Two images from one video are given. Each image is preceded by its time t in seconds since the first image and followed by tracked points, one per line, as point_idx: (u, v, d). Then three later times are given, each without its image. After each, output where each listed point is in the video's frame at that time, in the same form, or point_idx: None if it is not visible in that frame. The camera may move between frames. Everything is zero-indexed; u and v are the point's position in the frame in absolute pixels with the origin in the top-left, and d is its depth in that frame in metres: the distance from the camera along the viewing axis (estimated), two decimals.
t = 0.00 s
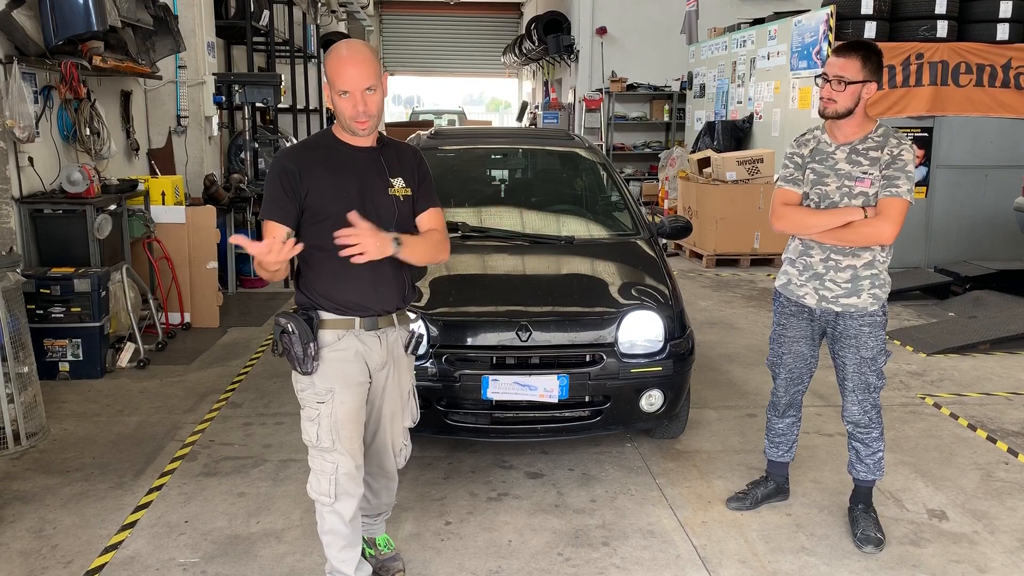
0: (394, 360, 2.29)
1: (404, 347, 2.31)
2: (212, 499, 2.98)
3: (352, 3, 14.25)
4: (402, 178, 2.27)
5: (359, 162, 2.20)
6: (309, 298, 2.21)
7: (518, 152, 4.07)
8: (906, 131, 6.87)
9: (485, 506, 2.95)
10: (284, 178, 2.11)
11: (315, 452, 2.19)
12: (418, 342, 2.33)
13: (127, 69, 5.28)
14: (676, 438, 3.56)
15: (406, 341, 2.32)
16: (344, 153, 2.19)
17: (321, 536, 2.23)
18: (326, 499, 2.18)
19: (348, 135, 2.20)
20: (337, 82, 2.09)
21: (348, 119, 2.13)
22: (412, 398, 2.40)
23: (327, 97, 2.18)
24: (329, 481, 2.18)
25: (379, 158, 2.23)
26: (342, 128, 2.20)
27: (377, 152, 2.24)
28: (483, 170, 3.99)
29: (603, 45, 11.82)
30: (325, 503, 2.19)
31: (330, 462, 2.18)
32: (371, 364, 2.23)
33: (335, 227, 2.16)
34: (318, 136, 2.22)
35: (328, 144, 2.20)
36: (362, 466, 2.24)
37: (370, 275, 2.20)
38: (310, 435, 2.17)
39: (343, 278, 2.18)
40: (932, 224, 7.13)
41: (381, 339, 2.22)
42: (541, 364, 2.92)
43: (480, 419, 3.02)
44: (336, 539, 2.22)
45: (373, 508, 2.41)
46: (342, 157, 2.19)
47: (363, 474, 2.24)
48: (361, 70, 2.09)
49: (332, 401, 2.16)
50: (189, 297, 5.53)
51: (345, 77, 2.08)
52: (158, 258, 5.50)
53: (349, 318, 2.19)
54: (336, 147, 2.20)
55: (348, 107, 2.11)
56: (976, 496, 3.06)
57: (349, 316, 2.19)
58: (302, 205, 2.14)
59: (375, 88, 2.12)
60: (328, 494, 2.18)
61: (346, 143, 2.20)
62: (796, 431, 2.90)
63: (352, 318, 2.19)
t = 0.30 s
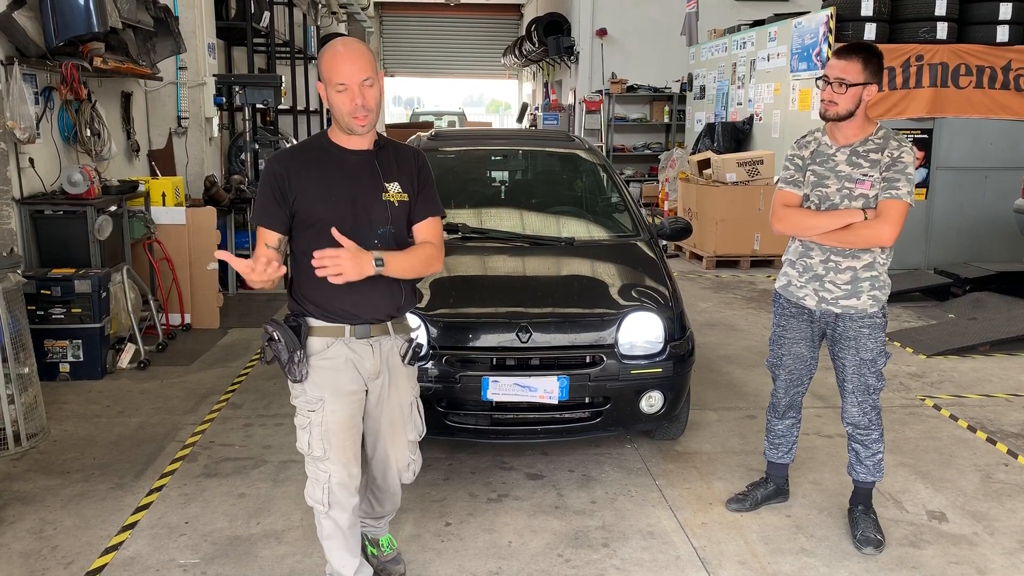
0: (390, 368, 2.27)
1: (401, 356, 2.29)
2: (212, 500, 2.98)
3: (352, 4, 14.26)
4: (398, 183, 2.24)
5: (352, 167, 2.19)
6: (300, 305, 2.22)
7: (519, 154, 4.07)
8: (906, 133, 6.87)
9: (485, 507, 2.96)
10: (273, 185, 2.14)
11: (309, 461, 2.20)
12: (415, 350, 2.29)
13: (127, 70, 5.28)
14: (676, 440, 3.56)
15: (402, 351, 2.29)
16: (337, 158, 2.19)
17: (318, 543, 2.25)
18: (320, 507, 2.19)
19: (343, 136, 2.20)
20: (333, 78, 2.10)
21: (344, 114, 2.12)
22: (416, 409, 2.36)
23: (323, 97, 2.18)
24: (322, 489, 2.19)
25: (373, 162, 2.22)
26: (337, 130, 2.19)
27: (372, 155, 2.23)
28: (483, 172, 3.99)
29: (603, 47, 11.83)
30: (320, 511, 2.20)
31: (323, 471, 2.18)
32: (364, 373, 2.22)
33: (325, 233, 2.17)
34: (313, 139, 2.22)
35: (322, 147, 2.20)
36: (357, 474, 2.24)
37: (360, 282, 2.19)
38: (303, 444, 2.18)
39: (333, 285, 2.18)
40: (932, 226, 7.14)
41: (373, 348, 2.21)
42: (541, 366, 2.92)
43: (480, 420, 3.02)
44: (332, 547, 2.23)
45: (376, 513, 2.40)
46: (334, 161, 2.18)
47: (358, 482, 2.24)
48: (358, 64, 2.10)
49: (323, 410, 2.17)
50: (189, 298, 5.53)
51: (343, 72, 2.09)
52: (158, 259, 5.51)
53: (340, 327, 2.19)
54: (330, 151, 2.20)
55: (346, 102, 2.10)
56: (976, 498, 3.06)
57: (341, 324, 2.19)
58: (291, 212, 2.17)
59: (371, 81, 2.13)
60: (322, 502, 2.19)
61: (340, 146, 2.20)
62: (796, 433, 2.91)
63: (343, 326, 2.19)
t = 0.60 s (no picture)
0: (390, 370, 2.26)
1: (401, 356, 2.27)
2: (213, 502, 2.98)
3: (352, 6, 14.28)
4: (395, 181, 2.26)
5: (350, 164, 2.20)
6: (296, 308, 2.20)
7: (518, 155, 4.07)
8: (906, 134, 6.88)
9: (485, 509, 2.96)
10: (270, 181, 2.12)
11: (309, 464, 2.20)
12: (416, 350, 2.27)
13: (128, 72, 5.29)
14: (676, 441, 3.56)
15: (402, 351, 2.27)
16: (335, 155, 2.20)
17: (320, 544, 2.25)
18: (321, 510, 2.19)
19: (339, 132, 2.20)
20: (327, 66, 2.13)
21: (336, 101, 2.13)
22: (422, 414, 2.34)
23: (319, 92, 2.20)
24: (322, 492, 2.19)
25: (371, 160, 2.23)
26: (334, 126, 2.20)
27: (369, 153, 2.24)
28: (483, 173, 4.00)
29: (603, 48, 11.84)
30: (321, 514, 2.21)
31: (323, 474, 2.19)
32: (364, 374, 2.22)
33: (324, 230, 2.16)
34: (310, 137, 2.23)
35: (320, 145, 2.21)
36: (358, 476, 2.24)
37: (359, 279, 2.18)
38: (303, 447, 2.18)
39: (333, 283, 2.17)
40: (932, 227, 7.15)
41: (372, 349, 2.21)
42: (541, 367, 2.92)
43: (480, 422, 3.02)
44: (333, 548, 2.24)
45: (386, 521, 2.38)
46: (332, 159, 2.19)
47: (358, 484, 2.24)
48: (352, 54, 2.13)
49: (322, 413, 2.17)
50: (189, 300, 5.53)
51: (337, 61, 2.12)
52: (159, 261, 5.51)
53: (339, 328, 2.19)
54: (327, 148, 2.20)
55: (339, 89, 2.12)
56: (975, 499, 3.07)
57: (338, 326, 2.19)
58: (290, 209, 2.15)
59: (366, 70, 2.14)
60: (322, 504, 2.19)
61: (338, 143, 2.21)
62: (795, 434, 2.91)
63: (342, 327, 2.19)
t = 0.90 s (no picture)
0: (393, 367, 2.27)
1: (404, 353, 2.28)
2: (212, 504, 2.98)
3: (352, 8, 14.29)
4: (396, 178, 2.29)
5: (351, 160, 2.22)
6: (300, 307, 2.20)
7: (518, 157, 4.08)
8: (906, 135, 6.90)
9: (484, 510, 2.96)
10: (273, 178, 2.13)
11: (312, 463, 2.20)
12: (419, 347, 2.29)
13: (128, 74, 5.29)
14: (676, 442, 3.56)
15: (406, 347, 2.29)
16: (336, 152, 2.22)
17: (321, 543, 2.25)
18: (324, 509, 2.20)
19: (340, 130, 2.22)
20: (326, 66, 2.13)
21: (336, 100, 2.14)
22: (426, 407, 2.37)
23: (319, 91, 2.21)
24: (325, 491, 2.19)
25: (371, 157, 2.26)
26: (334, 125, 2.22)
27: (370, 151, 2.27)
28: (483, 175, 4.00)
29: (603, 50, 11.85)
30: (323, 513, 2.21)
31: (326, 473, 2.19)
32: (367, 371, 2.23)
33: (326, 225, 2.17)
34: (311, 137, 2.24)
35: (321, 144, 2.22)
36: (360, 474, 2.25)
37: (362, 273, 2.19)
38: (306, 446, 2.18)
39: (336, 278, 2.17)
40: (932, 229, 7.16)
41: (375, 345, 2.21)
42: (541, 369, 2.93)
43: (480, 423, 3.03)
44: (335, 547, 2.24)
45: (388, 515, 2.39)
46: (334, 157, 2.21)
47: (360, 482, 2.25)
48: (351, 54, 2.13)
49: (325, 411, 2.17)
50: (189, 302, 5.53)
51: (335, 62, 2.12)
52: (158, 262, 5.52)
53: (341, 326, 2.19)
54: (328, 146, 2.22)
55: (338, 89, 2.12)
56: (975, 500, 3.07)
57: (341, 323, 2.19)
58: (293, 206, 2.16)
59: (365, 70, 2.15)
60: (324, 503, 2.19)
61: (339, 141, 2.23)
62: (795, 435, 2.91)
63: (343, 326, 2.19)
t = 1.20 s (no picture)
0: (397, 361, 2.31)
1: (407, 349, 2.32)
2: (212, 506, 2.98)
3: (351, 11, 14.30)
4: (402, 180, 2.31)
5: (360, 161, 2.25)
6: (312, 302, 2.23)
7: (518, 159, 4.09)
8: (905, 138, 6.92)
9: (484, 513, 2.96)
10: (284, 177, 2.16)
11: (315, 454, 2.21)
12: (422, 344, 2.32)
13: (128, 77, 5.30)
14: (675, 444, 3.57)
15: (409, 343, 2.32)
16: (343, 154, 2.24)
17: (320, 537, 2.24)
18: (325, 501, 2.19)
19: (348, 133, 2.25)
20: (332, 69, 2.16)
21: (341, 102, 2.17)
22: (417, 402, 2.40)
23: (326, 94, 2.25)
24: (327, 483, 2.19)
25: (379, 159, 2.28)
26: (343, 128, 2.25)
27: (378, 153, 2.29)
28: (482, 177, 4.01)
29: (602, 53, 11.85)
30: (325, 506, 2.20)
31: (329, 463, 2.19)
32: (371, 365, 2.25)
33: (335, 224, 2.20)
34: (321, 139, 2.27)
35: (330, 146, 2.25)
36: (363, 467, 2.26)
37: (370, 271, 2.23)
38: (310, 436, 2.19)
39: (346, 274, 2.21)
40: (931, 231, 7.17)
41: (381, 341, 2.24)
42: (541, 371, 2.93)
43: (479, 425, 3.03)
44: (334, 542, 2.23)
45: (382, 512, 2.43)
46: (343, 158, 2.23)
47: (362, 476, 2.25)
48: (356, 57, 2.16)
49: (330, 402, 2.18)
50: (189, 304, 5.54)
51: (340, 66, 2.16)
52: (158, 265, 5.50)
53: (350, 320, 2.21)
54: (337, 148, 2.25)
55: (342, 92, 2.16)
56: (974, 502, 3.07)
57: (350, 318, 2.21)
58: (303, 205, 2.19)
59: (369, 72, 2.18)
60: (326, 495, 2.19)
61: (348, 143, 2.25)
62: (794, 437, 2.92)
63: (352, 320, 2.21)
